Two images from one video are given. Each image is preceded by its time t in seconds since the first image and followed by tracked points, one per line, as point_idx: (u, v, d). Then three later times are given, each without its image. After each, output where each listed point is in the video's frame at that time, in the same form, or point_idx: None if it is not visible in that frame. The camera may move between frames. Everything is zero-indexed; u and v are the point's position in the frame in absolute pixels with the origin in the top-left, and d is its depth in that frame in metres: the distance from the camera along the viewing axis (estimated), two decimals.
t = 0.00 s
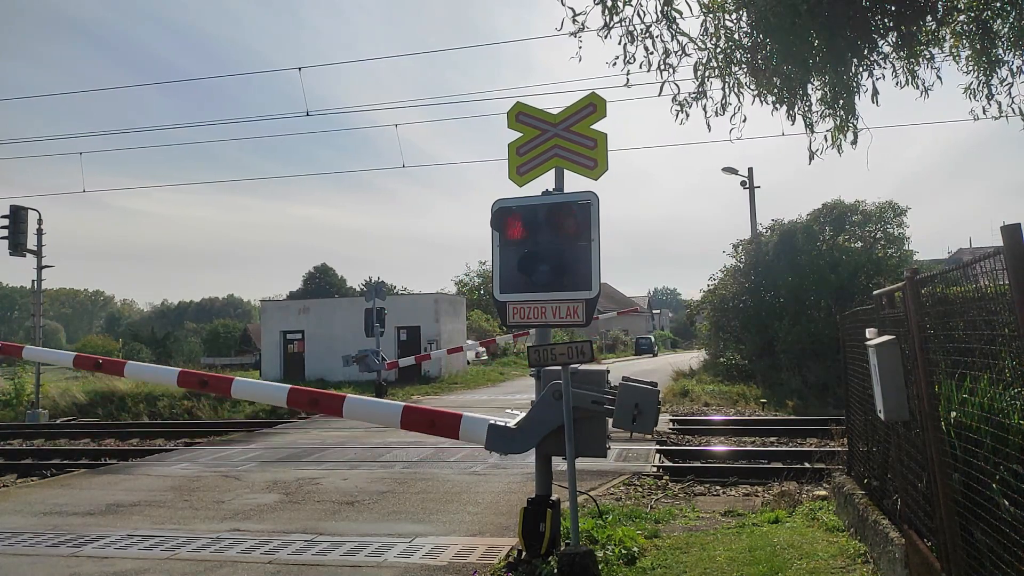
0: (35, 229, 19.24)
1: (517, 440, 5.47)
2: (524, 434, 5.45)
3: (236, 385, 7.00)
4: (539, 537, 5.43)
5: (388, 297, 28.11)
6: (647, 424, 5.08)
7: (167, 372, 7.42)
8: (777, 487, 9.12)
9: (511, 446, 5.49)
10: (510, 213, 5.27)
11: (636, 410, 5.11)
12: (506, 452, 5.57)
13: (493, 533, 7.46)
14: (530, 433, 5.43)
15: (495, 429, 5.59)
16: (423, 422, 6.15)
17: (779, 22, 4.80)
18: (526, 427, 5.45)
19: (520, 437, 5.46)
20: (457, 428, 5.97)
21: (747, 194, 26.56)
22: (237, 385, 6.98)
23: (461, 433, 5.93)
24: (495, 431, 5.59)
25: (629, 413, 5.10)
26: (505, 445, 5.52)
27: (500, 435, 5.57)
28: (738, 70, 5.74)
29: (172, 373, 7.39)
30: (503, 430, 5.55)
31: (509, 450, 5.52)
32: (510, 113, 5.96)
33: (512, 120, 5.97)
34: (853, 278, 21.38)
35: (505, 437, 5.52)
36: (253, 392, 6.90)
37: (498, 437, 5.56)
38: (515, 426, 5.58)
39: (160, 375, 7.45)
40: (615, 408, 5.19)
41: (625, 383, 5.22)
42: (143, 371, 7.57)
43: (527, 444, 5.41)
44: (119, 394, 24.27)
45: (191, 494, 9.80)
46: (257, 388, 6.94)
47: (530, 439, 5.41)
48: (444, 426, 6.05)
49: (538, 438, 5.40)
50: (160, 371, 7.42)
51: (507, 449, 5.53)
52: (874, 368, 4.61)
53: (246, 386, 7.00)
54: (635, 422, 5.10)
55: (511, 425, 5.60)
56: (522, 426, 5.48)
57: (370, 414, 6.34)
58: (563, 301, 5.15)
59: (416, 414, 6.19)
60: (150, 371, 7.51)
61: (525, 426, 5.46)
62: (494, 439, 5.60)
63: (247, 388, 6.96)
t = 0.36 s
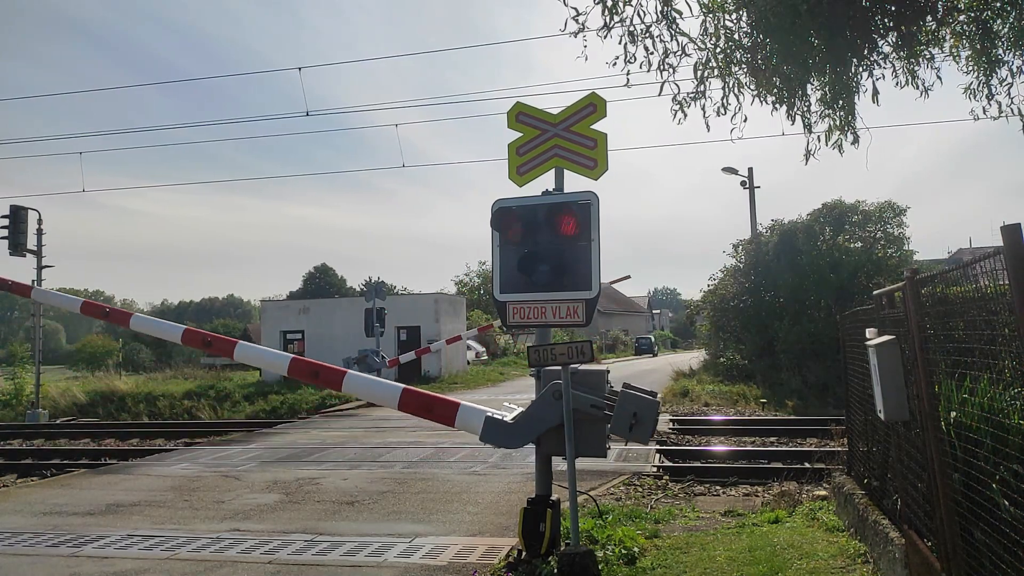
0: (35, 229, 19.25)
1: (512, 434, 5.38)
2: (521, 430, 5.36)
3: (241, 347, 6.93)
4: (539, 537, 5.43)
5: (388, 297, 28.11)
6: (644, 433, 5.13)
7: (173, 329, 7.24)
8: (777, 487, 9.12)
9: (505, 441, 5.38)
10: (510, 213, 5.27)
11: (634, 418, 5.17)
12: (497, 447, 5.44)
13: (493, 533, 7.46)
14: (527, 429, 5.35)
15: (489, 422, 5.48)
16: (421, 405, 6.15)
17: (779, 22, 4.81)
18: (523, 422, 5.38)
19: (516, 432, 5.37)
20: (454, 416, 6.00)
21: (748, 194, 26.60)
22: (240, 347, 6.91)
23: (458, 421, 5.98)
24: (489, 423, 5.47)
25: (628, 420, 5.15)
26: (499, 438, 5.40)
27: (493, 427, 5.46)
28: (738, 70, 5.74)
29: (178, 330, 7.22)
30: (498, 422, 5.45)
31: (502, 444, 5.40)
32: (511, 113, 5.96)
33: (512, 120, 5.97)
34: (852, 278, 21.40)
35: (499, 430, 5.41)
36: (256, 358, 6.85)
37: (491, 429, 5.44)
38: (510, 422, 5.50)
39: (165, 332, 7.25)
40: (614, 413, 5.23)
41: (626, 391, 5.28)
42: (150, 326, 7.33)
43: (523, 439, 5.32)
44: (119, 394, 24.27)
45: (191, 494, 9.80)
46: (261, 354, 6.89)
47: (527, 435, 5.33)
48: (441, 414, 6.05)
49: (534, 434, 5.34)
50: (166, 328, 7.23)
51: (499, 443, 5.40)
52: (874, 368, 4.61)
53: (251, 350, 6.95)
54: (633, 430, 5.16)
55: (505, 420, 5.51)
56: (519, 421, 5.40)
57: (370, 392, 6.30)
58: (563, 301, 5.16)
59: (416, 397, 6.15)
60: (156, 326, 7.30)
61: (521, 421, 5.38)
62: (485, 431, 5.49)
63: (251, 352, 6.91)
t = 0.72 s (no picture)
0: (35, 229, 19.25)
1: (509, 430, 5.38)
2: (518, 425, 5.36)
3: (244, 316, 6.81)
4: (539, 537, 5.43)
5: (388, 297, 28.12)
6: (639, 441, 5.05)
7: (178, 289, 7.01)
8: (778, 487, 9.12)
9: (501, 435, 5.39)
10: (510, 213, 5.27)
11: (632, 425, 5.07)
12: (494, 440, 5.43)
13: (493, 533, 7.46)
14: (525, 426, 5.35)
15: (487, 413, 5.46)
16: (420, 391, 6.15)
17: (780, 22, 4.81)
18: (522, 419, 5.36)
19: (513, 427, 5.37)
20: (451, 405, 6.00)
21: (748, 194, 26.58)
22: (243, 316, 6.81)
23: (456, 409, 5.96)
24: (486, 414, 5.46)
25: (625, 427, 5.06)
26: (495, 431, 5.39)
27: (491, 420, 5.44)
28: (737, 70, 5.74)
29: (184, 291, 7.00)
30: (496, 416, 5.43)
31: (497, 437, 5.41)
32: (510, 113, 5.96)
33: (512, 120, 5.97)
34: (852, 278, 21.41)
35: (496, 423, 5.39)
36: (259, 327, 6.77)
37: (488, 422, 5.43)
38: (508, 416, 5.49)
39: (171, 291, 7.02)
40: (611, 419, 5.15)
41: (626, 398, 5.19)
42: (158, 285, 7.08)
43: (518, 435, 5.32)
44: (119, 394, 24.27)
45: (191, 494, 9.80)
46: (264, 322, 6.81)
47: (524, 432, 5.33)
48: (439, 401, 6.04)
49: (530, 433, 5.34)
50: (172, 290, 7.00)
51: (494, 435, 5.40)
52: (874, 368, 4.61)
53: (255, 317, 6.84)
54: (629, 437, 5.07)
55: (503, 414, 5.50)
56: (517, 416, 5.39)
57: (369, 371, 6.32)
58: (563, 301, 5.16)
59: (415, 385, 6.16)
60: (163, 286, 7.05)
61: (519, 418, 5.37)
62: (483, 423, 5.46)
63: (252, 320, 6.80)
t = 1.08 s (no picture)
0: (35, 229, 19.26)
1: (507, 424, 5.38)
2: (516, 421, 5.37)
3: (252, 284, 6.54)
4: (539, 537, 5.43)
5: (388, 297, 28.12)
6: (635, 449, 5.04)
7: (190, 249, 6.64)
8: (778, 487, 9.12)
9: (497, 429, 5.39)
10: (510, 213, 5.27)
11: (628, 433, 5.05)
12: (491, 433, 5.44)
13: (493, 533, 7.46)
14: (522, 422, 5.36)
15: (486, 406, 5.46)
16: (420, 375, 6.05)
17: (780, 22, 4.80)
18: (519, 415, 5.37)
19: (511, 422, 5.37)
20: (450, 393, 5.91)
21: (748, 194, 26.58)
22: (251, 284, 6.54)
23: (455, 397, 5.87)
24: (484, 406, 5.46)
25: (620, 435, 5.06)
26: (492, 424, 5.40)
27: (489, 413, 5.45)
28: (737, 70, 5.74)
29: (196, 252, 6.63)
30: (494, 410, 5.42)
31: (494, 431, 5.41)
32: (510, 113, 5.97)
33: (512, 120, 5.97)
34: (852, 278, 21.41)
35: (494, 418, 5.39)
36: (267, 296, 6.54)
37: (486, 415, 5.43)
38: (507, 411, 5.50)
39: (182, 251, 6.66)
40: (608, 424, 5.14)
41: (625, 405, 5.17)
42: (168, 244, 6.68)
43: (515, 430, 5.33)
44: (120, 394, 24.27)
45: (191, 494, 9.80)
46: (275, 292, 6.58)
47: (520, 428, 5.34)
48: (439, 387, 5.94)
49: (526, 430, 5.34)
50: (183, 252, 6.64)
51: (491, 428, 5.41)
52: (874, 368, 4.61)
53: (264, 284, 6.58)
54: (624, 445, 5.06)
55: (501, 408, 5.50)
56: (516, 412, 5.39)
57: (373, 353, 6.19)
58: (563, 301, 5.16)
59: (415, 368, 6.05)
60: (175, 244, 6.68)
61: (518, 413, 5.38)
62: (481, 415, 5.46)
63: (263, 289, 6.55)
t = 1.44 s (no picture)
0: (36, 229, 19.29)
1: (506, 419, 5.31)
2: (515, 417, 5.31)
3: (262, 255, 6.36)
4: (539, 537, 5.43)
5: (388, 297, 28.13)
6: (629, 456, 5.04)
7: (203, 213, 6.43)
8: (778, 487, 9.12)
9: (494, 423, 5.30)
10: (510, 213, 5.27)
11: (624, 439, 5.05)
12: (487, 427, 5.32)
13: (493, 533, 7.46)
14: (520, 418, 5.32)
15: (486, 400, 5.33)
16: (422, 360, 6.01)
17: (779, 22, 4.80)
18: (518, 411, 5.33)
19: (509, 417, 5.30)
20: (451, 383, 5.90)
21: (748, 194, 26.58)
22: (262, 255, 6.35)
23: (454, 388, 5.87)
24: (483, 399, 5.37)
25: (616, 441, 5.05)
26: (490, 417, 5.29)
27: (489, 407, 5.32)
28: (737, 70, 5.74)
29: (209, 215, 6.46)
30: (494, 404, 5.31)
31: (490, 425, 5.31)
32: (510, 113, 5.97)
33: (511, 120, 5.97)
34: (852, 279, 21.42)
35: (494, 412, 5.28)
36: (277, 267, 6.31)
37: (484, 408, 5.31)
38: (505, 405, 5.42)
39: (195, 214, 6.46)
40: (605, 428, 5.14)
41: (624, 412, 5.17)
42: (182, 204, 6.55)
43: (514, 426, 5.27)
44: (120, 394, 24.28)
45: (191, 494, 9.80)
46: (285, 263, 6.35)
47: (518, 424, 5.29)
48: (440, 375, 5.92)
49: (523, 426, 5.31)
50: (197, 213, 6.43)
51: (487, 421, 5.30)
52: (874, 368, 4.61)
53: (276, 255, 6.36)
54: (620, 451, 5.06)
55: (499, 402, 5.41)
56: (515, 408, 5.33)
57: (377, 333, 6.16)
58: (563, 301, 5.16)
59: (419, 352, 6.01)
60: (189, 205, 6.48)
61: (517, 409, 5.33)
62: (480, 407, 5.33)
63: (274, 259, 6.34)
